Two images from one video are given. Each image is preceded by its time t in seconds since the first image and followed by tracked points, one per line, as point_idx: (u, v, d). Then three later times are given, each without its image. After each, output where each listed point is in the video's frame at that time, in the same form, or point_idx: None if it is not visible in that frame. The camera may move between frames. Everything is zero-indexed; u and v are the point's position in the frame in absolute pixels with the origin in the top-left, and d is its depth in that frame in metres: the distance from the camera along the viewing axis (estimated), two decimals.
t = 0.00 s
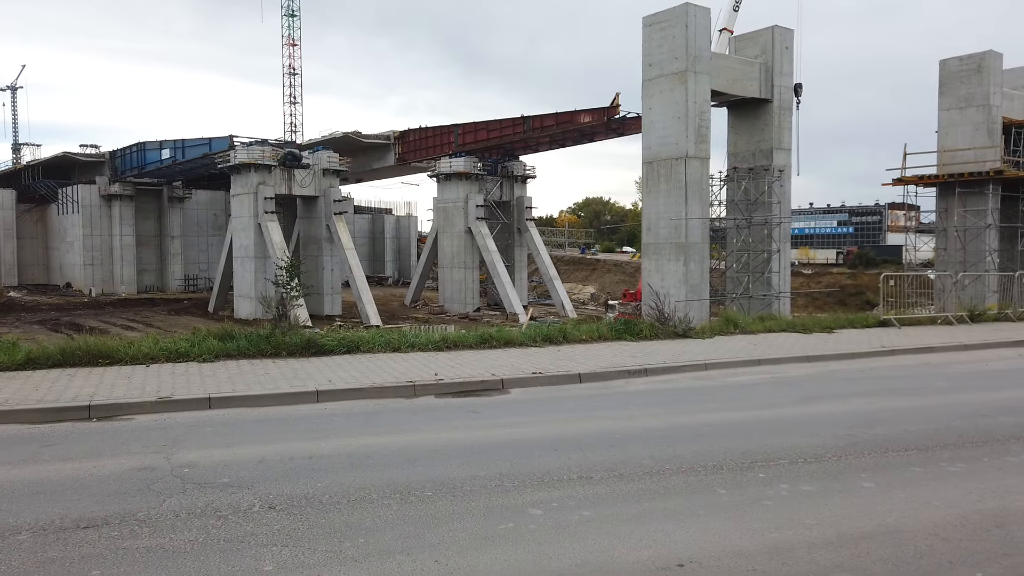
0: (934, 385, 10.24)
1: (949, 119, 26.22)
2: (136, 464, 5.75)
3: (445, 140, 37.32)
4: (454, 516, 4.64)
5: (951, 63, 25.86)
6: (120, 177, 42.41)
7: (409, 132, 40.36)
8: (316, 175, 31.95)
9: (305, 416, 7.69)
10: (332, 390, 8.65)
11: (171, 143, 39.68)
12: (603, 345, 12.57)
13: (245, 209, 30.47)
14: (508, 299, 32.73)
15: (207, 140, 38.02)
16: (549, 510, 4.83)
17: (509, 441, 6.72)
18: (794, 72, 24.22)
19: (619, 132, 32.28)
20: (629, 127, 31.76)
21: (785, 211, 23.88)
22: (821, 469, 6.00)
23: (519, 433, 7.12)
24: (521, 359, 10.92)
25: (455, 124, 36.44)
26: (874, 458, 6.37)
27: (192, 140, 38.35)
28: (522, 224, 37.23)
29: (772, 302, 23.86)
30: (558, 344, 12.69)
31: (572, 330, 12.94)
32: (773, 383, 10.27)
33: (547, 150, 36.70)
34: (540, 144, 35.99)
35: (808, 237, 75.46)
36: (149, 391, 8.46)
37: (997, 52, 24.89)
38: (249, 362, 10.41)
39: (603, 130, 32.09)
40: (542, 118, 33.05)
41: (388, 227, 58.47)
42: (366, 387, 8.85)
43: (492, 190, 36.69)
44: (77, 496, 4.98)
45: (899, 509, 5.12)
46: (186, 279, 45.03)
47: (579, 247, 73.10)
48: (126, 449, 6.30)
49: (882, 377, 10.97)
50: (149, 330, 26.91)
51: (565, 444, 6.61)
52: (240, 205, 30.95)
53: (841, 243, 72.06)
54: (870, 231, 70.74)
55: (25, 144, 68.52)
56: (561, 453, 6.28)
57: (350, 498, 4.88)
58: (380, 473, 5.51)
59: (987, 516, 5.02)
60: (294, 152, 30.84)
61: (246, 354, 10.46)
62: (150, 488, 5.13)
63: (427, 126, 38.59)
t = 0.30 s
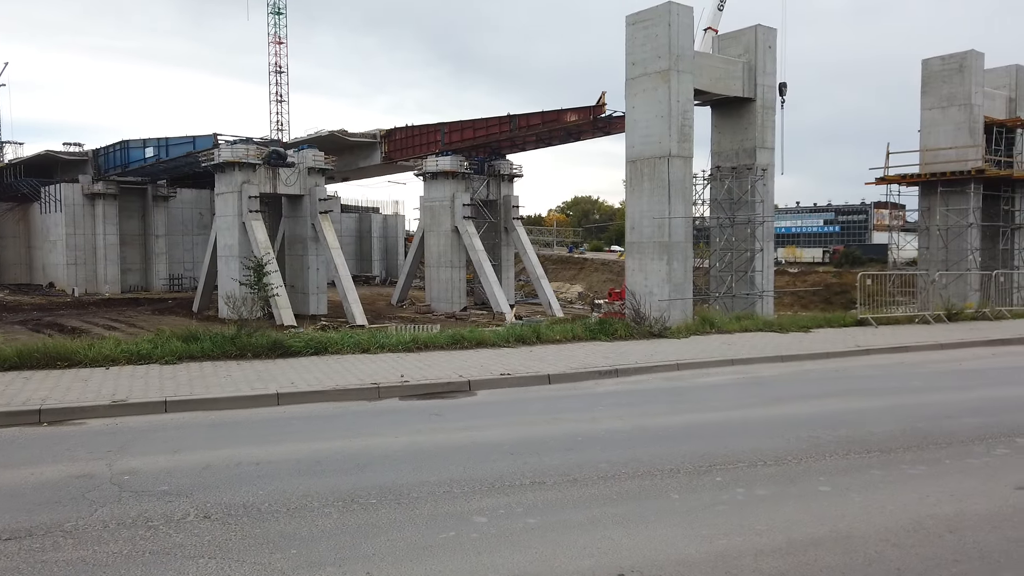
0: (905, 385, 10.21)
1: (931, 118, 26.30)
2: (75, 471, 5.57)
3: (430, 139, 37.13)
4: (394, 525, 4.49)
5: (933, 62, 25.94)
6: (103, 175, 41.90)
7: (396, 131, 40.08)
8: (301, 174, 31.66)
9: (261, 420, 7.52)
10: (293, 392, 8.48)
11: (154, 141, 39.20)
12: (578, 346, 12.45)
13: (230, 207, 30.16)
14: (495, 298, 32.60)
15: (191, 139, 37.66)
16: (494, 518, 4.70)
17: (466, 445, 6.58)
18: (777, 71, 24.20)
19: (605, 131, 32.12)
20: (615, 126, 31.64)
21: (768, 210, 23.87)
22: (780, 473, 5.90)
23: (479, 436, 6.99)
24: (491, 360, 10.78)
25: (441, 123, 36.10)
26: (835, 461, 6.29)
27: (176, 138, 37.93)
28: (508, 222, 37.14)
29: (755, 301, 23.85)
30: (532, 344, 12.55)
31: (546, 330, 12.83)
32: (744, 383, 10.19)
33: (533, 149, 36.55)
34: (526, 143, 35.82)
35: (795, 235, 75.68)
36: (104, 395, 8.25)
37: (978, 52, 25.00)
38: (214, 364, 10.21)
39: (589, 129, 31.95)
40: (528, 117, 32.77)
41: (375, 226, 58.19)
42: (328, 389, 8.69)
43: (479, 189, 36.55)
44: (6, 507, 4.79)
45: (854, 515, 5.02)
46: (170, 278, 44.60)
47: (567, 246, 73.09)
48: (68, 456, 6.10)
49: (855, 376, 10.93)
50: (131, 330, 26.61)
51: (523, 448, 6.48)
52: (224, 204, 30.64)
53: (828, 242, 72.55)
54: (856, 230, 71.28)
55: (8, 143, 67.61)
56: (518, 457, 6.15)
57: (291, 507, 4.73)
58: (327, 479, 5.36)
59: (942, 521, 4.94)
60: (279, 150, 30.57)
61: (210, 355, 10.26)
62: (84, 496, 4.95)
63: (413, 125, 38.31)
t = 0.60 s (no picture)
0: (881, 387, 10.05)
1: (921, 117, 26.18)
2: (7, 484, 5.34)
3: (419, 137, 36.84)
4: (327, 543, 4.27)
5: (922, 61, 25.80)
6: (92, 174, 41.53)
7: (387, 129, 39.78)
8: (291, 173, 31.38)
9: (216, 427, 7.28)
10: (253, 398, 8.24)
11: (143, 140, 38.82)
12: (555, 348, 12.25)
13: (219, 207, 29.86)
14: (486, 297, 32.36)
15: (180, 137, 37.33)
16: (434, 534, 4.48)
17: (423, 453, 6.36)
18: (765, 70, 24.03)
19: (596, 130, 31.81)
20: (606, 125, 31.39)
21: (758, 209, 23.72)
22: (742, 483, 5.70)
23: (437, 444, 6.77)
24: (463, 363, 10.56)
25: (432, 122, 35.65)
26: (801, 469, 6.09)
27: (164, 137, 37.59)
28: (500, 221, 36.93)
29: (744, 301, 23.70)
30: (509, 346, 12.33)
31: (522, 332, 12.62)
32: (720, 387, 10.00)
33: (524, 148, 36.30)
34: (517, 142, 35.57)
35: (787, 234, 75.60)
36: (57, 400, 8.00)
37: (966, 51, 24.88)
38: (177, 368, 9.97)
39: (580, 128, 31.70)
40: (518, 116, 32.35)
41: (367, 225, 57.90)
42: (290, 394, 8.46)
43: (470, 188, 36.32)
44: None
45: (812, 527, 4.84)
46: (160, 278, 44.16)
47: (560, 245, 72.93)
48: (5, 467, 5.86)
49: (834, 379, 10.74)
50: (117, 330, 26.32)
51: (481, 457, 6.26)
52: (213, 203, 30.34)
53: (820, 240, 72.52)
54: (848, 229, 71.43)
55: None
56: (473, 467, 5.94)
57: (222, 523, 4.51)
58: (268, 492, 5.14)
59: (903, 534, 4.75)
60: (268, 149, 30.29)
61: (173, 359, 10.02)
62: (8, 512, 4.72)
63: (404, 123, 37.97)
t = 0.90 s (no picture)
0: (856, 391, 9.82)
1: (911, 115, 25.97)
2: None
3: (410, 136, 36.52)
4: (246, 568, 4.00)
5: (912, 58, 25.56)
6: (81, 173, 41.11)
7: (378, 127, 39.46)
8: (280, 172, 31.02)
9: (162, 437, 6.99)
10: (206, 405, 7.95)
11: (132, 138, 38.39)
12: (530, 350, 11.97)
13: (208, 206, 29.49)
14: (477, 296, 32.05)
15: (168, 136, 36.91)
16: (363, 557, 4.21)
17: (372, 465, 6.08)
18: (754, 68, 23.79)
19: (587, 128, 31.58)
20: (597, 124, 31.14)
21: (746, 208, 23.50)
22: (700, 496, 5.45)
23: (390, 454, 6.49)
24: (432, 368, 10.28)
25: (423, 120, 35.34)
26: (764, 481, 5.83)
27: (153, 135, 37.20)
28: (491, 220, 36.64)
29: (733, 300, 23.47)
30: (483, 349, 12.06)
31: (497, 334, 12.35)
32: (695, 391, 9.75)
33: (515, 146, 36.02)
34: (508, 140, 35.26)
35: (780, 232, 75.40)
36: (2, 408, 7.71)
37: (956, 49, 24.69)
38: (135, 372, 9.67)
39: (571, 126, 31.43)
40: (510, 114, 32.05)
41: (359, 224, 57.53)
42: (246, 401, 8.17)
43: (461, 187, 36.00)
44: None
45: (766, 545, 4.59)
46: (150, 277, 43.38)
47: (553, 244, 72.70)
48: None
49: (812, 382, 10.49)
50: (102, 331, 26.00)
51: (433, 469, 6.00)
52: (202, 202, 29.96)
53: (812, 239, 72.39)
54: (840, 227, 71.34)
55: None
56: (422, 480, 5.67)
57: (137, 546, 4.23)
58: (197, 510, 4.86)
59: (862, 553, 4.50)
60: (257, 148, 29.95)
61: (131, 363, 9.73)
62: None
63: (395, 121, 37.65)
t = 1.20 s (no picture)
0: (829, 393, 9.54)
1: (900, 114, 25.72)
2: None
3: (400, 135, 36.18)
4: None
5: (901, 57, 25.30)
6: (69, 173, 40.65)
7: (368, 126, 39.11)
8: (269, 171, 30.56)
9: (95, 445, 6.66)
10: (149, 410, 7.62)
11: (119, 137, 37.93)
12: (502, 352, 11.66)
13: (196, 206, 29.08)
14: (467, 296, 31.68)
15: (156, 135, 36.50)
16: None
17: (308, 475, 5.76)
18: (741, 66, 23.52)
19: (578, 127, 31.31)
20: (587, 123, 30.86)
21: (735, 207, 23.23)
22: (647, 508, 5.15)
23: (330, 462, 6.16)
24: (394, 370, 9.95)
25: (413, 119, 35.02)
26: (718, 491, 5.52)
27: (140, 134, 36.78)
28: (482, 220, 36.27)
29: (720, 299, 23.17)
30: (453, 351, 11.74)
31: (467, 335, 12.04)
32: (666, 394, 9.45)
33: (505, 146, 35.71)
34: (498, 140, 34.94)
35: (773, 232, 75.18)
36: None
37: (945, 47, 24.45)
38: (85, 375, 9.33)
39: (562, 125, 31.15)
40: (500, 113, 31.74)
41: (351, 224, 57.12)
42: (193, 406, 7.83)
43: (452, 186, 35.63)
44: None
45: (709, 563, 4.28)
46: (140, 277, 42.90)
47: (546, 244, 72.37)
48: None
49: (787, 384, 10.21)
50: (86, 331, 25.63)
51: (371, 478, 5.68)
52: (189, 202, 29.55)
53: (805, 239, 72.44)
54: (833, 227, 71.11)
55: None
56: (356, 491, 5.35)
57: (23, 569, 3.90)
58: (103, 526, 4.53)
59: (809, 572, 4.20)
60: (245, 147, 29.55)
61: (81, 366, 9.40)
62: None
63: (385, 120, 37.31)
